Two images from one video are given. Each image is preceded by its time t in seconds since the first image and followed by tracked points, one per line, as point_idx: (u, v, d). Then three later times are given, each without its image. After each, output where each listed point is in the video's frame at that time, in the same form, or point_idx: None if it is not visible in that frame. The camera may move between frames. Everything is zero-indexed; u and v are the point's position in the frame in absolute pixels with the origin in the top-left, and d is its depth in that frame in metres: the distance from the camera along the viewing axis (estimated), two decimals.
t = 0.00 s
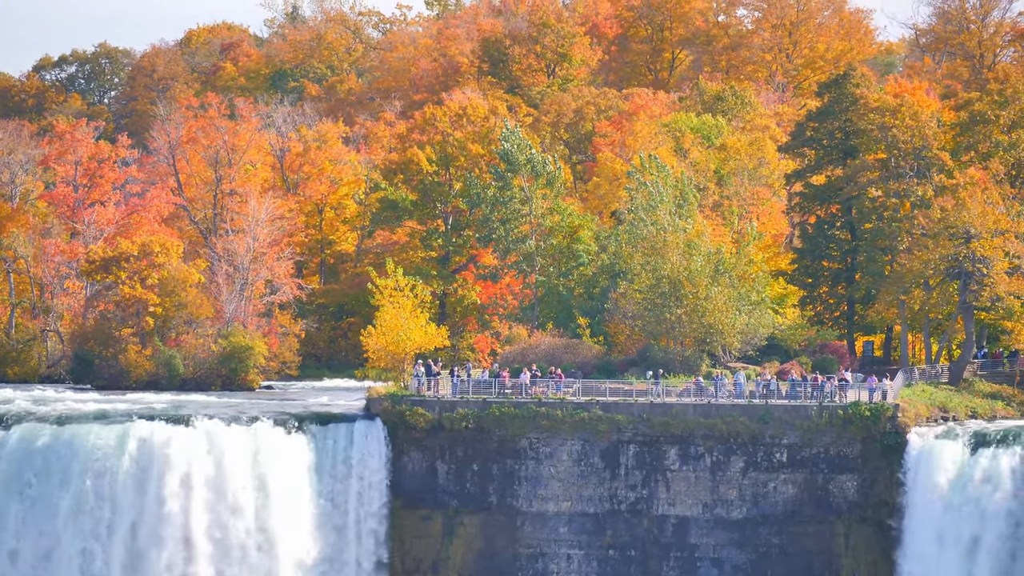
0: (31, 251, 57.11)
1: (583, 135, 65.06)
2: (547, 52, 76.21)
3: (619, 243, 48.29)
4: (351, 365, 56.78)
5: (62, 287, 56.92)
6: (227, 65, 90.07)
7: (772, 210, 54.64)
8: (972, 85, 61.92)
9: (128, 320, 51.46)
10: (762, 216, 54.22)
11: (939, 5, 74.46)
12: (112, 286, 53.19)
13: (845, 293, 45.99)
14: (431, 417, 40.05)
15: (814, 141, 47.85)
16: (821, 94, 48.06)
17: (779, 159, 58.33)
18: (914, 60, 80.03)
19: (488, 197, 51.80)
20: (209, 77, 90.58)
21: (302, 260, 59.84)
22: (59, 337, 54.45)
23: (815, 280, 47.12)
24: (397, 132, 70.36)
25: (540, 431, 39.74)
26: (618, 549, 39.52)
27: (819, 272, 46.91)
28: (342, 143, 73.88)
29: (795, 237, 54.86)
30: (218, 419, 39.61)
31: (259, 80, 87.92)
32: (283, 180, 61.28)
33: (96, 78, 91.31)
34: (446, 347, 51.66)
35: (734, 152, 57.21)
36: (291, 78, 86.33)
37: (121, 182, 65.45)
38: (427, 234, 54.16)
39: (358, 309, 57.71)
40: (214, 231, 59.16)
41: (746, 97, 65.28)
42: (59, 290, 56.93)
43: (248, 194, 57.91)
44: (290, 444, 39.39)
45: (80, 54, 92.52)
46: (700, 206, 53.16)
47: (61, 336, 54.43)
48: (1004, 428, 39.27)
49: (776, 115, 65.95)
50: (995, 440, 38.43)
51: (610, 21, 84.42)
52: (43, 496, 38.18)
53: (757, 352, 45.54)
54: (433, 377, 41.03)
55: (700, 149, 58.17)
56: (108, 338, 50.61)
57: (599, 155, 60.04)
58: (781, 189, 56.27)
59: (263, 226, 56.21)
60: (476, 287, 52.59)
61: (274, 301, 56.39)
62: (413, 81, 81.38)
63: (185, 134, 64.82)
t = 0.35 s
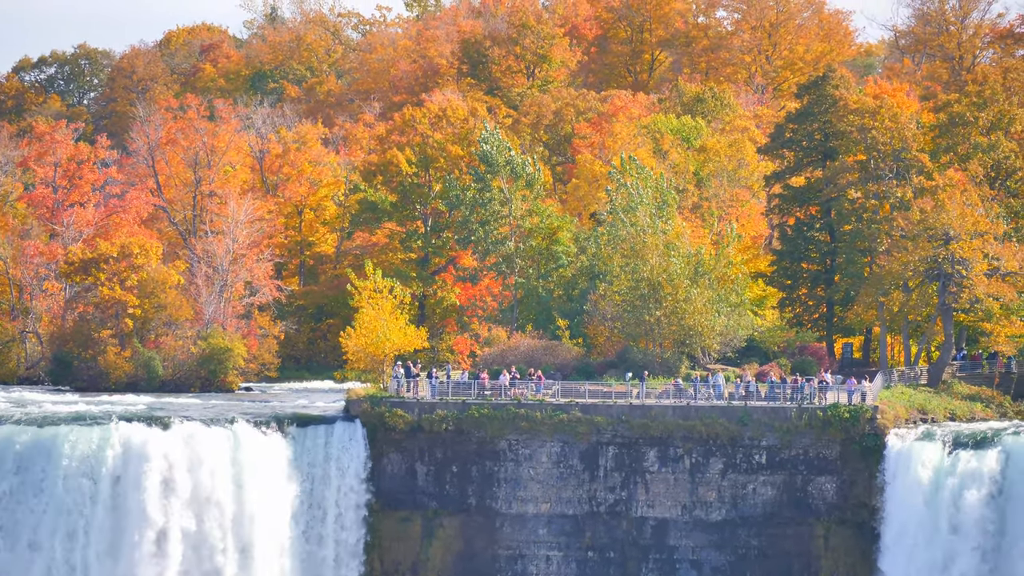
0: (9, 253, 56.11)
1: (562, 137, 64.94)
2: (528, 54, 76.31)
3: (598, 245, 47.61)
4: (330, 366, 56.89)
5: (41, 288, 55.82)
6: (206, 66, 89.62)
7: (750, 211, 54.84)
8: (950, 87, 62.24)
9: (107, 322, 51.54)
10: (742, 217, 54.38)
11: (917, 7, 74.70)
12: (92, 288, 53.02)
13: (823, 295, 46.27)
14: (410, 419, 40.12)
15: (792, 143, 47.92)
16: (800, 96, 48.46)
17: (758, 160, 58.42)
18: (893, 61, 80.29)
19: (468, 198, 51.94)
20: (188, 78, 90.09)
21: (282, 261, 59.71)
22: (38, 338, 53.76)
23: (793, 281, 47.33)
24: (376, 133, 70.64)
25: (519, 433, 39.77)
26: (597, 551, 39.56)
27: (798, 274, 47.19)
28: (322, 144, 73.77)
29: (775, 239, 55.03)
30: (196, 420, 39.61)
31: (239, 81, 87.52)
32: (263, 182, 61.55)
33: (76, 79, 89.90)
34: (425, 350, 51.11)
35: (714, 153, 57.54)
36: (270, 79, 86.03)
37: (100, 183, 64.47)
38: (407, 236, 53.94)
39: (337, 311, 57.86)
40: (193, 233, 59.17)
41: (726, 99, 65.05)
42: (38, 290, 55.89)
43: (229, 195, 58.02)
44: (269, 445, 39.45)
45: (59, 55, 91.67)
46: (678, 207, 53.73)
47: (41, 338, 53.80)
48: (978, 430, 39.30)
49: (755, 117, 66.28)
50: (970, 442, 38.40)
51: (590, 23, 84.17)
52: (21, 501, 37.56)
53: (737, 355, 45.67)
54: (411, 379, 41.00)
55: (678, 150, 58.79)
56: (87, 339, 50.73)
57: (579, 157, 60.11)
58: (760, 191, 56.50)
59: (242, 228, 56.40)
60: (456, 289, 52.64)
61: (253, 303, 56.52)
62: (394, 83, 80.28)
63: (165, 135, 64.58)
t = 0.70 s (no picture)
0: None
1: (543, 137, 64.73)
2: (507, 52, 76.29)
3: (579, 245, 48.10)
4: (311, 365, 57.00)
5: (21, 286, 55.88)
6: (187, 65, 89.33)
7: (732, 210, 54.72)
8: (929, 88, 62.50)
9: (88, 321, 51.61)
10: (723, 217, 54.38)
11: (897, 6, 74.89)
12: (72, 287, 52.78)
13: (805, 294, 46.84)
14: (392, 418, 40.09)
15: (774, 142, 48.36)
16: (782, 95, 48.58)
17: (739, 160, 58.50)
18: (874, 61, 80.54)
19: (448, 198, 51.89)
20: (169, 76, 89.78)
21: (262, 260, 59.74)
22: (18, 337, 53.64)
23: (774, 280, 47.79)
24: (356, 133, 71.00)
25: (500, 432, 39.76)
26: (578, 550, 39.54)
27: (780, 273, 47.66)
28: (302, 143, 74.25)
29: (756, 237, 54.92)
30: (178, 419, 39.54)
31: (219, 81, 87.43)
32: (243, 181, 61.36)
33: (56, 77, 89.33)
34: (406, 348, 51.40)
35: (695, 153, 57.66)
36: (251, 78, 86.19)
37: (81, 182, 63.95)
38: (388, 235, 54.32)
39: (319, 309, 58.28)
40: (174, 231, 58.92)
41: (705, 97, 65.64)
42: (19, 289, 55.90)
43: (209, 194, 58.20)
44: (251, 443, 39.39)
45: (38, 53, 91.07)
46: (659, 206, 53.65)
47: (20, 336, 53.62)
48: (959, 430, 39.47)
49: (737, 116, 66.51)
50: (953, 442, 38.54)
51: (570, 23, 83.66)
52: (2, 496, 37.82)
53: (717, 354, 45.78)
54: (393, 378, 41.06)
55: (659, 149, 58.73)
56: (68, 338, 50.92)
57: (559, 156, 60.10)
58: (741, 190, 56.48)
59: (223, 227, 56.44)
60: (436, 289, 52.27)
61: (235, 302, 56.41)
62: (374, 82, 81.04)
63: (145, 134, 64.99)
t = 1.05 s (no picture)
0: None
1: (525, 135, 64.96)
2: (490, 51, 76.11)
3: (562, 243, 48.60)
4: (293, 363, 57.03)
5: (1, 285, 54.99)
6: (169, 63, 89.04)
7: (714, 209, 55.44)
8: (912, 86, 62.69)
9: (70, 318, 51.66)
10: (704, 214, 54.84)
11: (880, 4, 75.01)
12: (54, 284, 52.88)
13: (788, 292, 47.03)
14: (374, 416, 40.10)
15: (757, 140, 48.36)
16: (765, 92, 48.62)
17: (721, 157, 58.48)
18: (857, 59, 80.78)
19: (431, 195, 52.01)
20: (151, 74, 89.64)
21: (244, 258, 59.76)
22: None
23: (757, 279, 48.10)
24: (338, 131, 71.37)
25: (482, 429, 39.76)
26: (560, 548, 39.50)
27: (762, 271, 47.87)
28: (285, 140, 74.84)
29: (738, 235, 55.45)
30: (159, 416, 39.56)
31: (202, 79, 87.46)
32: (225, 179, 61.58)
33: (39, 75, 88.99)
34: (390, 346, 52.14)
35: (678, 151, 57.35)
36: (233, 76, 86.71)
37: (62, 180, 63.69)
38: (370, 232, 54.31)
39: (302, 307, 58.36)
40: (157, 229, 59.23)
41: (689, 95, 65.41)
42: None
43: (190, 191, 58.26)
44: (232, 442, 39.42)
45: (20, 51, 90.58)
46: (642, 204, 54.14)
47: None
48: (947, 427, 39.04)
49: (718, 115, 66.29)
50: (937, 439, 38.15)
51: (553, 21, 84.84)
52: None
53: (700, 352, 45.49)
54: (375, 375, 40.96)
55: (642, 148, 58.63)
56: (49, 336, 50.91)
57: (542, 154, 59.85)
58: (723, 188, 56.90)
59: (204, 224, 56.65)
60: (419, 287, 52.99)
61: (216, 300, 56.90)
62: (356, 80, 81.20)
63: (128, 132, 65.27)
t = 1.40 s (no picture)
0: None
1: (508, 132, 64.57)
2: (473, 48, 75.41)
3: (546, 241, 48.83)
4: (277, 360, 57.29)
5: None
6: (153, 60, 89.04)
7: (698, 206, 55.63)
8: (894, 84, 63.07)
9: (53, 316, 52.30)
10: (686, 211, 55.18)
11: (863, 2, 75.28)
12: (38, 281, 53.02)
13: (772, 290, 46.97)
14: (357, 413, 40.18)
15: (740, 138, 48.35)
16: (749, 89, 48.65)
17: (705, 154, 58.73)
18: (840, 57, 81.06)
19: (414, 192, 52.10)
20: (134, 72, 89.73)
21: (228, 255, 60.04)
22: None
23: (741, 276, 48.14)
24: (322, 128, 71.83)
25: (465, 427, 39.80)
26: (543, 546, 39.45)
27: (746, 268, 47.91)
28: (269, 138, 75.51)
29: (722, 233, 55.15)
30: (143, 415, 39.58)
31: (186, 75, 87.90)
32: (209, 176, 61.61)
33: (22, 72, 88.74)
34: (373, 345, 51.11)
35: (661, 148, 57.82)
36: (217, 73, 87.55)
37: (46, 178, 63.40)
38: (354, 229, 54.01)
39: (285, 304, 58.79)
40: (141, 226, 59.32)
41: (673, 93, 65.80)
42: None
43: (174, 189, 58.34)
44: (216, 440, 39.42)
45: (3, 48, 90.29)
46: (625, 202, 54.29)
47: None
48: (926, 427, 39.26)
49: (702, 112, 67.26)
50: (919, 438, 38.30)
51: (536, 18, 84.94)
52: None
53: (683, 349, 45.94)
54: (359, 373, 40.99)
55: (626, 145, 58.75)
56: (33, 333, 51.53)
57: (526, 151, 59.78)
58: (707, 185, 56.93)
59: (188, 222, 56.58)
60: (402, 284, 52.64)
61: (200, 297, 57.14)
62: (339, 77, 81.81)
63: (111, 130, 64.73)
